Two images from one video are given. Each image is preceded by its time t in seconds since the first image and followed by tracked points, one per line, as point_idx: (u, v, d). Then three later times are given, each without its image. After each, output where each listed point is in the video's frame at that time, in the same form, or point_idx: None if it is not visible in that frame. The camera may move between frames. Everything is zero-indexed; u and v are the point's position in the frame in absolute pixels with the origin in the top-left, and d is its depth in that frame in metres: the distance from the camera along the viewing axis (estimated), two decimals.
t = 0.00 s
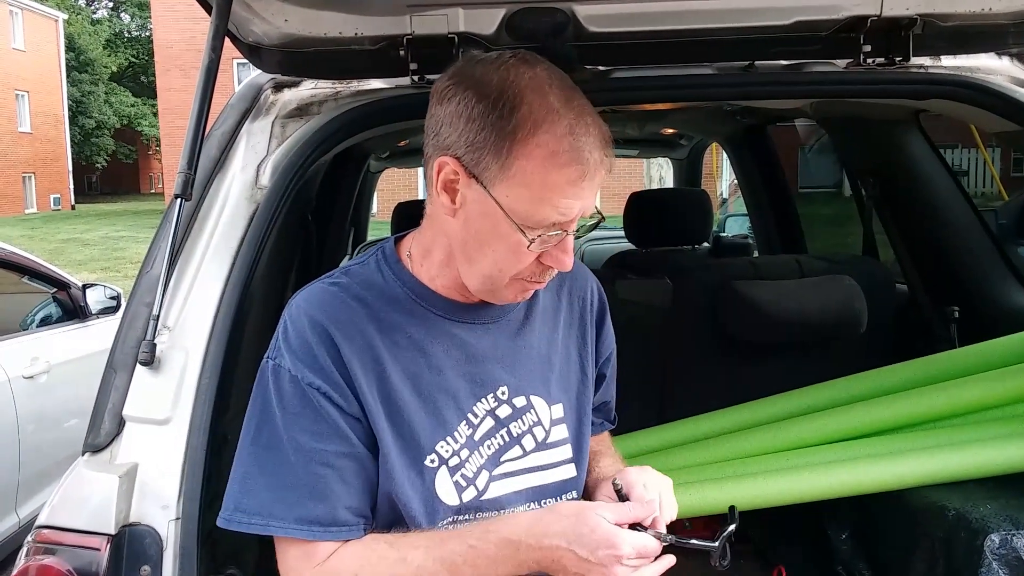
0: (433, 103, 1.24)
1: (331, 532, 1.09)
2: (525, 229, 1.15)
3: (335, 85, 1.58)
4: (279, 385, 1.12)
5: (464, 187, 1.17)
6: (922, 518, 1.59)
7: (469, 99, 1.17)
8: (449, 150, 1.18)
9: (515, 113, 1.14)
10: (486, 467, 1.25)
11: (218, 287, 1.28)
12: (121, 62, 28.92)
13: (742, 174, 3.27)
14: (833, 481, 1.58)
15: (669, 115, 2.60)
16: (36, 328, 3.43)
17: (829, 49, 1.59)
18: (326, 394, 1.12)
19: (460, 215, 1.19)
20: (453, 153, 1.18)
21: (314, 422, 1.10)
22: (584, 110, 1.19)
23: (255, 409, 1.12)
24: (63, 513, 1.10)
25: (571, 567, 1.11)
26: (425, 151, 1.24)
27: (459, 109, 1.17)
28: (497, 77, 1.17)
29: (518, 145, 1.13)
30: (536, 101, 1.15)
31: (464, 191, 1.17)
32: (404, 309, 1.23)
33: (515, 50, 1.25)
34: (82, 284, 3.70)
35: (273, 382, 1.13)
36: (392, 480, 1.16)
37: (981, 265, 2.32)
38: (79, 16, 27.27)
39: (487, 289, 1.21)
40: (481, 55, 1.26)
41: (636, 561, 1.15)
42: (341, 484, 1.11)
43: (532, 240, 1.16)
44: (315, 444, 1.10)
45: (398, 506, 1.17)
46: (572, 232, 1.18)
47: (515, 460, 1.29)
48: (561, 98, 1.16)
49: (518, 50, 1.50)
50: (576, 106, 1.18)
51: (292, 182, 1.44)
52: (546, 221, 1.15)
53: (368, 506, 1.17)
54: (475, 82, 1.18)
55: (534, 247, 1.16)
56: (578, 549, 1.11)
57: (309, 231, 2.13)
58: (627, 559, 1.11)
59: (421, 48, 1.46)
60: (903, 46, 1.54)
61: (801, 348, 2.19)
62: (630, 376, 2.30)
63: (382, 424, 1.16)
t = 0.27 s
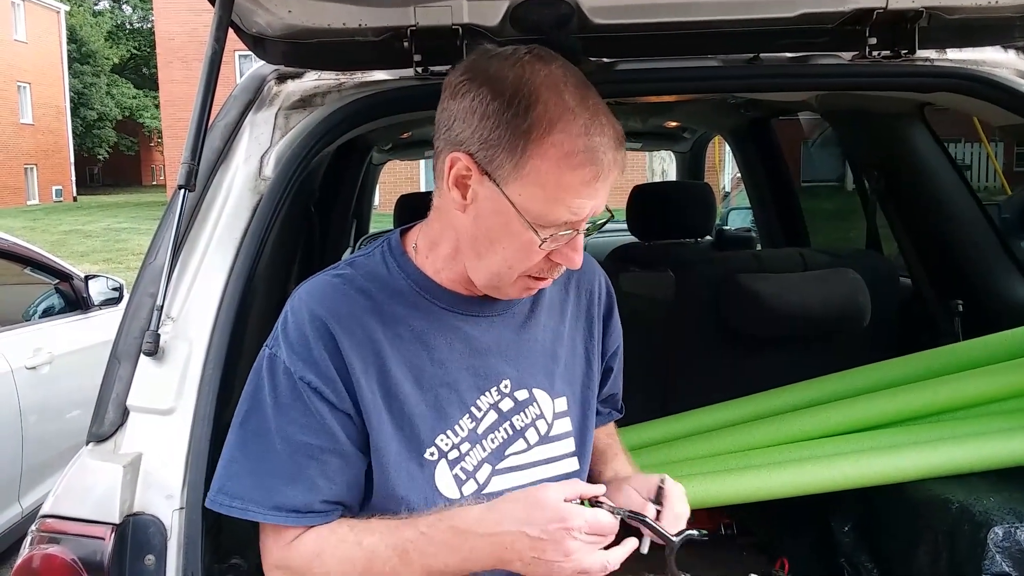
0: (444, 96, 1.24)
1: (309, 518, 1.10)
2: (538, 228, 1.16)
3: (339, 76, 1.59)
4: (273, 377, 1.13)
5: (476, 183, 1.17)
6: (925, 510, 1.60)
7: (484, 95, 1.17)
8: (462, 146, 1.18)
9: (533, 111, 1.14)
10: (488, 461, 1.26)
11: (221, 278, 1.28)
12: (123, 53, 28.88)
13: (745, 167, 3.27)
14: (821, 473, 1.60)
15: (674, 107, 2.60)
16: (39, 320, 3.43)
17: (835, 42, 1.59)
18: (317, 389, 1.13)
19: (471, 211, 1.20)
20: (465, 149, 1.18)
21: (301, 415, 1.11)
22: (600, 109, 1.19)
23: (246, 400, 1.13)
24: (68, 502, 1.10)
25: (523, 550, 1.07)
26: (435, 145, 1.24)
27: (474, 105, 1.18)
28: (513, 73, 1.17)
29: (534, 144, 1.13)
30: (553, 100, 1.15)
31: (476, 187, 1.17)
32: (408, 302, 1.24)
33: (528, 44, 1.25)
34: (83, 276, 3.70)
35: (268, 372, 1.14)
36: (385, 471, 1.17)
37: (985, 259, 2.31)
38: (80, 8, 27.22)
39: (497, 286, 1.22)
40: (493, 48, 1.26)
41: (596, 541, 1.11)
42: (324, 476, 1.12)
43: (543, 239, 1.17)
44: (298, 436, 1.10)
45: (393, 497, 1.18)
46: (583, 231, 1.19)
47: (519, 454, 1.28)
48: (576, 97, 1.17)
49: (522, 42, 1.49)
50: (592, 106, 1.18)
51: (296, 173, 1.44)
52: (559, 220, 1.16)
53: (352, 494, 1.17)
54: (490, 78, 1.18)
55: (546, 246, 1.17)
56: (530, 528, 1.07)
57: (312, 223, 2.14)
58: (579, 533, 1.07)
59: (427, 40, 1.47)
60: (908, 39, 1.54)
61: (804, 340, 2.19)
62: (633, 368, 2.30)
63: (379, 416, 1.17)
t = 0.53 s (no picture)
0: (464, 97, 1.24)
1: (303, 505, 1.13)
2: (560, 231, 1.18)
3: (344, 67, 1.57)
4: (279, 369, 1.15)
5: (498, 187, 1.19)
6: (928, 505, 1.60)
7: (506, 100, 1.18)
8: (485, 150, 1.19)
9: (557, 116, 1.15)
10: (495, 459, 1.25)
11: (225, 270, 1.27)
12: (124, 45, 28.83)
13: (750, 161, 3.25)
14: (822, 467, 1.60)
15: (679, 100, 2.59)
16: (41, 311, 3.43)
17: (842, 35, 1.58)
18: (322, 383, 1.13)
19: (490, 214, 1.21)
20: (487, 153, 1.19)
21: (298, 408, 1.12)
22: (623, 111, 1.20)
23: (249, 391, 1.14)
24: (72, 494, 1.10)
25: (500, 530, 1.09)
26: (455, 145, 1.25)
27: (496, 109, 1.18)
28: (537, 77, 1.17)
29: (558, 150, 1.14)
30: (577, 105, 1.16)
31: (497, 190, 1.19)
32: (419, 297, 1.24)
33: (550, 44, 1.25)
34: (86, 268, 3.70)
35: (273, 364, 1.15)
36: (389, 465, 1.17)
37: (990, 254, 2.30)
38: None
39: (518, 287, 1.23)
40: (514, 47, 1.26)
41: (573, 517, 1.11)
42: (319, 469, 1.13)
43: (566, 243, 1.18)
44: (296, 428, 1.12)
45: (392, 491, 1.18)
46: (603, 233, 1.21)
47: (526, 452, 1.28)
48: (600, 101, 1.17)
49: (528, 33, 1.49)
50: (615, 108, 1.19)
51: (300, 164, 1.44)
52: (581, 224, 1.17)
53: (349, 487, 1.18)
54: (512, 81, 1.19)
55: (568, 249, 1.19)
56: (506, 506, 1.09)
57: (315, 215, 2.14)
58: (554, 507, 1.09)
59: (433, 32, 1.46)
60: (916, 31, 1.53)
61: (809, 335, 2.18)
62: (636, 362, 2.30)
63: (384, 410, 1.17)
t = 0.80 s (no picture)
0: (478, 98, 1.24)
1: (309, 497, 1.13)
2: (574, 233, 1.17)
3: (343, 64, 1.58)
4: (285, 364, 1.15)
5: (511, 188, 1.18)
6: (928, 504, 1.59)
7: (521, 101, 1.18)
8: (499, 152, 1.19)
9: (573, 118, 1.14)
10: (497, 457, 1.25)
11: (225, 266, 1.27)
12: (123, 43, 28.78)
13: (749, 160, 3.24)
14: (824, 463, 1.60)
15: (678, 99, 2.58)
16: (39, 309, 3.43)
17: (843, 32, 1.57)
18: (328, 376, 1.14)
19: (504, 215, 1.20)
20: (502, 155, 1.19)
21: (304, 402, 1.12)
22: (639, 113, 1.20)
23: (255, 383, 1.14)
24: (70, 493, 1.10)
25: (501, 526, 1.08)
26: (468, 147, 1.25)
27: (512, 111, 1.18)
28: (553, 79, 1.17)
29: (574, 152, 1.14)
30: (593, 106, 1.15)
31: (510, 192, 1.19)
32: (426, 293, 1.24)
33: (564, 45, 1.25)
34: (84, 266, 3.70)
35: (280, 358, 1.15)
36: (392, 461, 1.17)
37: (991, 251, 2.31)
38: None
39: (530, 289, 1.23)
40: (528, 48, 1.26)
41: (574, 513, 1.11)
42: (322, 464, 1.13)
43: (580, 245, 1.18)
44: (301, 422, 1.12)
45: (394, 488, 1.18)
46: (617, 235, 1.20)
47: (528, 452, 1.27)
48: (616, 103, 1.17)
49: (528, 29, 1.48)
50: (630, 110, 1.18)
51: (301, 160, 1.44)
52: (595, 226, 1.17)
53: (352, 480, 1.18)
54: (527, 83, 1.18)
55: (582, 252, 1.18)
56: (507, 502, 1.09)
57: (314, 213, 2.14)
58: (554, 503, 1.08)
59: (433, 30, 1.46)
60: (918, 28, 1.52)
61: (809, 333, 2.18)
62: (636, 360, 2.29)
63: (388, 406, 1.17)
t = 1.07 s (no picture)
0: (486, 102, 1.24)
1: (307, 499, 1.13)
2: (582, 240, 1.17)
3: (340, 66, 1.58)
4: (287, 366, 1.15)
5: (519, 194, 1.18)
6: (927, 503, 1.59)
7: (530, 107, 1.17)
8: (507, 158, 1.19)
9: (582, 125, 1.14)
10: (497, 461, 1.25)
11: (223, 269, 1.27)
12: (121, 45, 28.77)
13: (747, 160, 3.25)
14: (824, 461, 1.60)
15: (676, 99, 2.58)
16: (38, 312, 3.42)
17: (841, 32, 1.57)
18: (330, 377, 1.14)
19: (511, 221, 1.20)
20: (509, 161, 1.19)
21: (304, 403, 1.12)
22: (647, 119, 1.19)
23: (256, 383, 1.14)
24: (69, 496, 1.10)
25: (499, 531, 1.08)
26: (475, 151, 1.25)
27: (520, 117, 1.18)
28: (561, 84, 1.17)
29: (583, 158, 1.14)
30: (602, 112, 1.15)
31: (518, 198, 1.19)
32: (430, 296, 1.24)
33: (572, 49, 1.25)
34: (83, 268, 3.69)
35: (283, 358, 1.15)
36: (393, 464, 1.17)
37: (990, 251, 2.31)
38: None
39: (537, 294, 1.23)
40: (535, 52, 1.25)
41: (570, 519, 1.10)
42: (320, 466, 1.13)
43: (587, 252, 1.18)
44: (302, 424, 1.12)
45: (394, 490, 1.18)
46: (624, 241, 1.20)
47: (529, 457, 1.27)
48: (624, 109, 1.17)
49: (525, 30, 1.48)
50: (639, 116, 1.18)
51: (298, 162, 1.43)
52: (603, 232, 1.17)
53: (351, 483, 1.18)
54: (536, 89, 1.18)
55: (589, 258, 1.18)
56: (504, 507, 1.09)
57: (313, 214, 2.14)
58: (551, 507, 1.08)
59: (430, 31, 1.47)
60: (915, 28, 1.52)
61: (808, 333, 2.18)
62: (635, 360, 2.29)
63: (390, 409, 1.17)
